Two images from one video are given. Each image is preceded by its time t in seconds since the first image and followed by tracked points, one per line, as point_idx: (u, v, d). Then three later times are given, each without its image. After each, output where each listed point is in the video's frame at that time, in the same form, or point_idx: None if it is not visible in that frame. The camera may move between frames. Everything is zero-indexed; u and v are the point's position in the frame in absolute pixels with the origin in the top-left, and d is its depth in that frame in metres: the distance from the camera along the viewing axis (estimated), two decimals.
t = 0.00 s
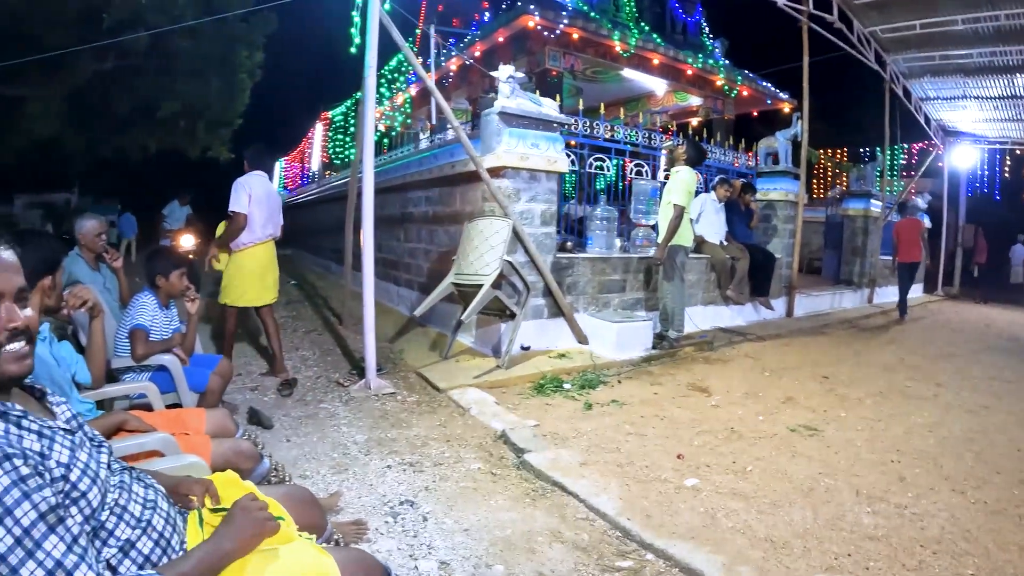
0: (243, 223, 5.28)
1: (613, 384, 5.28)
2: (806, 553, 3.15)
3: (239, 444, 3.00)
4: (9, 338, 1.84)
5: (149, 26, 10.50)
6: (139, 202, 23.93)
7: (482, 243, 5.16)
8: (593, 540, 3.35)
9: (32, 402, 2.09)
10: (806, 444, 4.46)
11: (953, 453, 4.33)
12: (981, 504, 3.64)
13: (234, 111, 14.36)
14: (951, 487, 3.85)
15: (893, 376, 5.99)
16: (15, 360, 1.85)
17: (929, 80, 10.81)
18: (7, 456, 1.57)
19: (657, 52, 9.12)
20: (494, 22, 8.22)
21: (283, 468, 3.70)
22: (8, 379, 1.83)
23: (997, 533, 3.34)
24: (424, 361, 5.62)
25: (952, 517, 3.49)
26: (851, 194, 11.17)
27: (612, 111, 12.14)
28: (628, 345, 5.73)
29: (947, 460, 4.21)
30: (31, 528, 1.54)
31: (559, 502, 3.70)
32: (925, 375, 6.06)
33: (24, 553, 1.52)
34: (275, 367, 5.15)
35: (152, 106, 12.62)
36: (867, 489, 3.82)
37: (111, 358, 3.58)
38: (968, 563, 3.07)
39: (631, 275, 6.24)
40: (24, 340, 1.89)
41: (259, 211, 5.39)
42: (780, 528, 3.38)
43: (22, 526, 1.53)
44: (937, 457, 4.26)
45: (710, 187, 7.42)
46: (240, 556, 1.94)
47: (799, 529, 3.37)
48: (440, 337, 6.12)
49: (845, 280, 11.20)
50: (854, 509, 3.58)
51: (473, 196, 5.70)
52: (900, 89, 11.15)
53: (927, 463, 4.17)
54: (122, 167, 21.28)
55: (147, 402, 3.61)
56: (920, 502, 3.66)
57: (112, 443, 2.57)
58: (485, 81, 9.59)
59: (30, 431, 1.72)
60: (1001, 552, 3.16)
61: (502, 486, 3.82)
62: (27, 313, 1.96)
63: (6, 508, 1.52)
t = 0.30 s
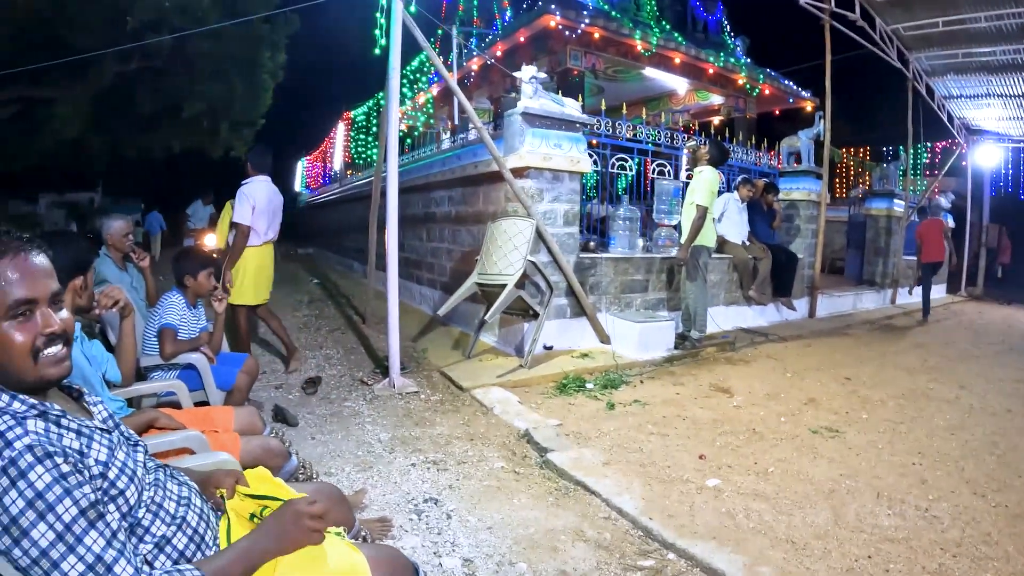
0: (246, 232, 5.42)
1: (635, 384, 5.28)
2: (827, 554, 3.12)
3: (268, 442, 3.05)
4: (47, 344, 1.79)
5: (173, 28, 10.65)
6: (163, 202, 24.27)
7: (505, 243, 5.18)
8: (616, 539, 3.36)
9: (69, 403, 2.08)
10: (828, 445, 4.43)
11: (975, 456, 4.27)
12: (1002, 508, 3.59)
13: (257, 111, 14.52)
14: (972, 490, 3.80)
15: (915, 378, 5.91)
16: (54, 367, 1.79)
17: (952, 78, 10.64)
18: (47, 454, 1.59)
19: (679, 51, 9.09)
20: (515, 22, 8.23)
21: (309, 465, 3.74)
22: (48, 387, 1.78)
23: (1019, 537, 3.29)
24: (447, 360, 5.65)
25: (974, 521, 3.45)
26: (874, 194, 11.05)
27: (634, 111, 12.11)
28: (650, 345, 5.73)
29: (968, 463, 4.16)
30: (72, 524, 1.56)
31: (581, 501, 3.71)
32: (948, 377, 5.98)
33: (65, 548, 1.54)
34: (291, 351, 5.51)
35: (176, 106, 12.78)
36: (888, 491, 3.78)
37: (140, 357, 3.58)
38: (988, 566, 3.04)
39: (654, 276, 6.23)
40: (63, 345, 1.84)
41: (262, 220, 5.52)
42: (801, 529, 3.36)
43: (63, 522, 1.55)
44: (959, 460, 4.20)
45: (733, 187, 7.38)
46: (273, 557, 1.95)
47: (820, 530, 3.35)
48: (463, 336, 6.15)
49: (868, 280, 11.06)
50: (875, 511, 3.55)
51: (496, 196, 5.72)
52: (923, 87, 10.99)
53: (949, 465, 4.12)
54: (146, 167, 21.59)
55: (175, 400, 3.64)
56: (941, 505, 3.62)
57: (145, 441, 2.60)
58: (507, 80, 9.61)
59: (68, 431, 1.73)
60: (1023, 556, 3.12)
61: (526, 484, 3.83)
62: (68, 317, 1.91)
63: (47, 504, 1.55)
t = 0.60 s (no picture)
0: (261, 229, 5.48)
1: (660, 381, 5.25)
2: (851, 555, 3.08)
3: (293, 437, 3.01)
4: (61, 343, 1.75)
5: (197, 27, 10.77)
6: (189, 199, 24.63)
7: (530, 239, 5.16)
8: (639, 537, 3.35)
9: (98, 398, 2.08)
10: (853, 446, 4.37)
11: (1003, 458, 4.18)
12: None
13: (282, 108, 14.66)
14: (998, 493, 3.72)
15: (943, 378, 5.80)
16: (67, 366, 1.75)
17: (979, 72, 10.42)
18: (72, 446, 1.62)
19: (703, 46, 9.00)
20: (539, 18, 8.22)
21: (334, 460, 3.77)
22: (64, 385, 1.76)
23: None
24: (471, 356, 5.66)
25: (1002, 524, 3.38)
26: (901, 190, 10.87)
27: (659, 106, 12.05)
28: (676, 342, 5.71)
29: (996, 465, 4.07)
30: (95, 516, 1.60)
31: (604, 498, 3.70)
32: (977, 378, 5.86)
33: (88, 539, 1.58)
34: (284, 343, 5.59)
35: (202, 104, 12.93)
36: (913, 493, 3.72)
37: (166, 351, 3.61)
38: (1014, 570, 2.98)
39: (679, 272, 6.18)
40: (80, 343, 1.80)
41: (276, 217, 5.59)
42: (824, 530, 3.33)
43: (86, 513, 1.59)
44: (986, 462, 4.12)
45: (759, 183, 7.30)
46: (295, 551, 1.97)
47: (844, 531, 3.31)
48: (488, 332, 6.16)
49: (894, 278, 10.89)
50: (900, 512, 3.49)
51: (521, 193, 5.72)
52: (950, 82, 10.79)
53: (976, 467, 4.04)
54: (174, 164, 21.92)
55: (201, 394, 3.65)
56: (967, 508, 3.55)
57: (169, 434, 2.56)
58: (530, 76, 9.60)
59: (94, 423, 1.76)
60: None
61: (549, 481, 3.83)
62: (91, 314, 1.87)
63: (71, 495, 1.58)
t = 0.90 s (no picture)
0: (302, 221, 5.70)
1: (693, 378, 5.20)
2: (885, 557, 3.02)
3: (326, 430, 2.94)
4: (88, 341, 1.74)
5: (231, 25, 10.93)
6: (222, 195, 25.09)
7: (563, 234, 5.13)
8: (671, 535, 3.32)
9: (132, 387, 2.03)
10: (887, 445, 4.28)
11: None
12: None
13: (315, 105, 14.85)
14: None
15: (980, 378, 5.66)
16: (95, 365, 1.75)
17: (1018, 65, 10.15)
18: (105, 437, 1.61)
19: (736, 40, 8.89)
20: (571, 12, 8.20)
21: (366, 453, 3.79)
22: (95, 382, 1.76)
23: None
24: (504, 351, 5.66)
25: None
26: (937, 185, 10.63)
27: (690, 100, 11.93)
28: (710, 338, 5.65)
29: None
30: (130, 507, 1.59)
31: (638, 495, 3.67)
32: (1015, 377, 5.71)
33: (124, 530, 1.57)
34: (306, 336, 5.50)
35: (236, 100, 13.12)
36: (948, 495, 3.63)
37: (201, 344, 3.64)
38: None
39: (713, 268, 6.11)
40: (108, 340, 1.79)
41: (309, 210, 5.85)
42: (857, 530, 3.27)
43: (122, 505, 1.58)
44: None
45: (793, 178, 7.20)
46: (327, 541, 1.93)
47: (877, 532, 3.24)
48: (519, 327, 6.15)
49: (929, 275, 10.65)
50: (933, 514, 3.42)
51: (553, 187, 5.69)
52: (987, 75, 10.52)
53: (1013, 469, 3.93)
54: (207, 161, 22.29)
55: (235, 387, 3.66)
56: (1003, 511, 3.45)
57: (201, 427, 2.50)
58: (562, 70, 9.59)
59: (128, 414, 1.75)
60: None
61: (582, 477, 3.81)
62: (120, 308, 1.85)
63: (105, 486, 1.57)
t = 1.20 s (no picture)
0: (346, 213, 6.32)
1: (735, 381, 5.14)
2: (927, 568, 2.96)
3: (376, 425, 2.87)
4: (153, 337, 1.76)
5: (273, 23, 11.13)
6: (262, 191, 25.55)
7: (607, 234, 5.12)
8: (712, 538, 3.28)
9: (193, 378, 2.02)
10: (929, 454, 4.18)
11: None
12: None
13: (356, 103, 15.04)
14: None
15: None
16: (159, 360, 1.76)
17: None
18: (171, 432, 1.61)
19: (778, 39, 8.78)
20: (612, 10, 8.20)
21: (409, 449, 3.81)
22: (159, 375, 1.77)
23: None
24: (545, 350, 5.66)
25: None
26: (981, 190, 10.37)
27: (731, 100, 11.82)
28: (751, 342, 5.61)
29: None
30: (194, 501, 1.60)
31: (680, 497, 3.64)
32: None
33: (188, 525, 1.58)
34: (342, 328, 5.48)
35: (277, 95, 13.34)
36: (991, 506, 3.54)
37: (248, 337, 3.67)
38: None
39: (755, 270, 6.03)
40: (172, 334, 1.80)
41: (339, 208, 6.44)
42: (899, 538, 3.20)
43: (186, 500, 1.58)
44: None
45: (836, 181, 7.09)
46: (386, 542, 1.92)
47: (918, 541, 3.18)
48: (561, 326, 6.14)
49: (972, 282, 10.38)
50: (974, 525, 3.33)
51: (596, 187, 5.67)
52: None
53: None
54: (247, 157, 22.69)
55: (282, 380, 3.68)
56: None
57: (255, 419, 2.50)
58: (603, 69, 9.59)
59: (191, 407, 1.74)
60: None
61: (624, 477, 3.79)
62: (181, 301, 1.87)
63: (171, 482, 1.58)
